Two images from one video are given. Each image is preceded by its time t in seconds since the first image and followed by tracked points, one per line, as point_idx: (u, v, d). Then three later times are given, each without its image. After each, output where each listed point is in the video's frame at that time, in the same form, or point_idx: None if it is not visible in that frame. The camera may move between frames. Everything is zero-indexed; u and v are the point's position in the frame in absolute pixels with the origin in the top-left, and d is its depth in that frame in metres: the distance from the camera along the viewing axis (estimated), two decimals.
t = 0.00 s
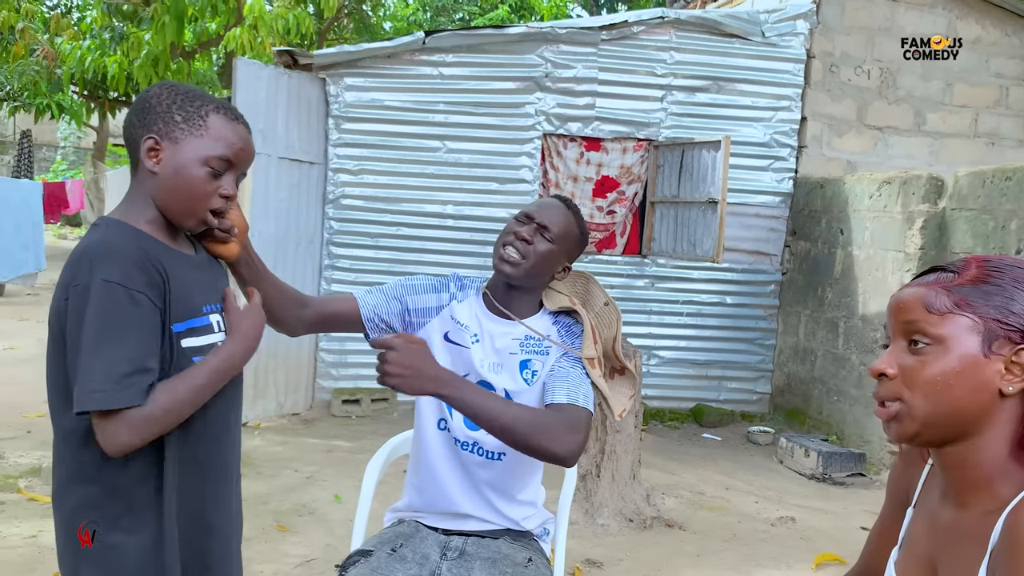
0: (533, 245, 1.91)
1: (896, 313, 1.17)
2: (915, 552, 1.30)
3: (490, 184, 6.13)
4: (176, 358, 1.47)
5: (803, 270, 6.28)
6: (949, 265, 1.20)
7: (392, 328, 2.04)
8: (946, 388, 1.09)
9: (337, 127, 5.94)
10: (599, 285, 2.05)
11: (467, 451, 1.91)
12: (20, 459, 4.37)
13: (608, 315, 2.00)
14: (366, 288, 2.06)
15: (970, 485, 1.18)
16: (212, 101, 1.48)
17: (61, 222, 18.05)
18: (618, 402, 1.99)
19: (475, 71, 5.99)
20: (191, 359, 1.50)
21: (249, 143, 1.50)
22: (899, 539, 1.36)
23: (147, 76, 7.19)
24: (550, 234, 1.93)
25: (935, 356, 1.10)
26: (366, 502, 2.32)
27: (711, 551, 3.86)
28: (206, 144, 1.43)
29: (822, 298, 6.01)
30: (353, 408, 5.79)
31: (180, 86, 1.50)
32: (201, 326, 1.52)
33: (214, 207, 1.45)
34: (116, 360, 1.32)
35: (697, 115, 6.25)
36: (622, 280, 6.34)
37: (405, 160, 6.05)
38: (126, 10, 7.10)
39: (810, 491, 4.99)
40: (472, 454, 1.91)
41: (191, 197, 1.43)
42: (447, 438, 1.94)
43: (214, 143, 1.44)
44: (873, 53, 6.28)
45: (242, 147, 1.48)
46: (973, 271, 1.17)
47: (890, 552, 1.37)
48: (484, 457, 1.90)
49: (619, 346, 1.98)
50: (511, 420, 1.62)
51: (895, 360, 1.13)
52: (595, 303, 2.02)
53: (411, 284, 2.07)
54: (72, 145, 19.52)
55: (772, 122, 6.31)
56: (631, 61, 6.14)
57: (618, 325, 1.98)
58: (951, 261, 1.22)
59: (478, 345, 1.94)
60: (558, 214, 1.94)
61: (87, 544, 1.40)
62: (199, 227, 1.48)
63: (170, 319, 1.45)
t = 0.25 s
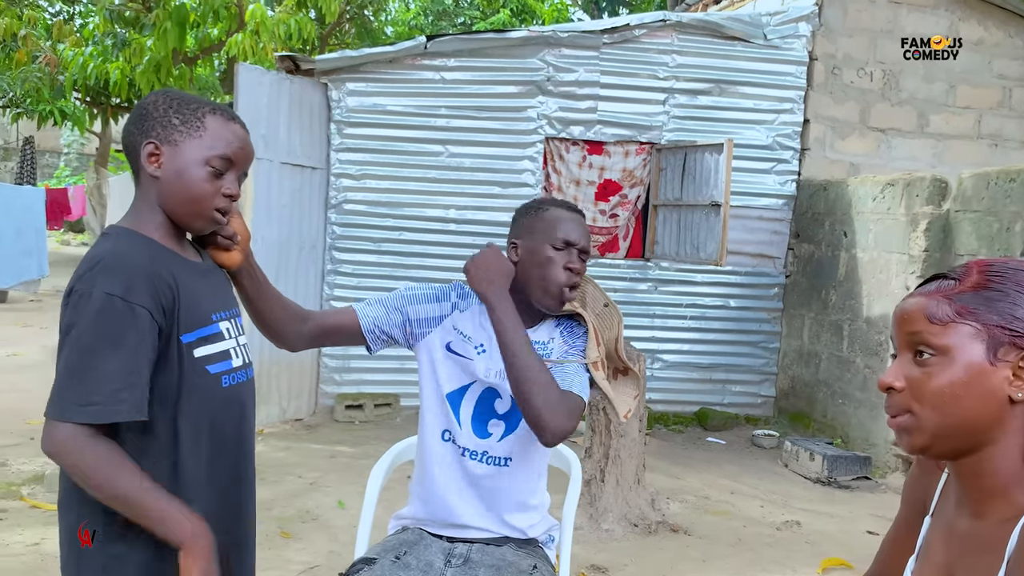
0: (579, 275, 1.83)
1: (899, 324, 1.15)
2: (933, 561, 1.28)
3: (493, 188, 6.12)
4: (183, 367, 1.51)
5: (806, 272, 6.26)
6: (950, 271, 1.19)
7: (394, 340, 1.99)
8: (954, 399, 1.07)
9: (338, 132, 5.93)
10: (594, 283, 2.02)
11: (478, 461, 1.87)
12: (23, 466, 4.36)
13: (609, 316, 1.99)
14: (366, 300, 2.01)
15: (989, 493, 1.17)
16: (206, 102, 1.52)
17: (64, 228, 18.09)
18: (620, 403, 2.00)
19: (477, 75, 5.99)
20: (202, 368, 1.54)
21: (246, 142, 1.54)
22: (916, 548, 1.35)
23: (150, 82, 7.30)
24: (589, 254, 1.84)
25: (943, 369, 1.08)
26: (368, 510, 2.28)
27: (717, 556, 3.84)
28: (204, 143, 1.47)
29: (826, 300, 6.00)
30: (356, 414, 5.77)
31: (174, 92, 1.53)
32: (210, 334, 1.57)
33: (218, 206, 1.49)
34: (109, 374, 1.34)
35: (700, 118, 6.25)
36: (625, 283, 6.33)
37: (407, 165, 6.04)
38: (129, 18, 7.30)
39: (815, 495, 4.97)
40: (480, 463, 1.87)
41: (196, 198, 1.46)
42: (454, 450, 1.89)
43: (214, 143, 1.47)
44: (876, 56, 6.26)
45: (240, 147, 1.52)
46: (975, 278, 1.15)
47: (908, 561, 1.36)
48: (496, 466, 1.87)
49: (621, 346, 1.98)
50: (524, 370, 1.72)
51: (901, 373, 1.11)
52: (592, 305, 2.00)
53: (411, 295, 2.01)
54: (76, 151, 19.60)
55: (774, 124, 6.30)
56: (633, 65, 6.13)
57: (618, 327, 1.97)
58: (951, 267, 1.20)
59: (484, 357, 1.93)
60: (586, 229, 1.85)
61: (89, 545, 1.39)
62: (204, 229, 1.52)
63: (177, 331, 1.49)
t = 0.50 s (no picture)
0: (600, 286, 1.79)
1: (912, 336, 1.12)
2: None
3: (497, 193, 6.09)
4: (190, 379, 1.49)
5: (814, 276, 6.21)
6: (962, 280, 1.16)
7: (408, 349, 1.94)
8: (971, 414, 1.04)
9: (342, 138, 5.93)
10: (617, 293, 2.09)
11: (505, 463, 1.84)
12: (27, 476, 4.34)
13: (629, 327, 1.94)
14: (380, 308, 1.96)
15: (1008, 508, 1.14)
16: (201, 110, 1.51)
17: (70, 235, 18.13)
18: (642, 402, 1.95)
19: (480, 80, 5.97)
20: (209, 379, 1.53)
21: (242, 150, 1.52)
22: (932, 563, 1.31)
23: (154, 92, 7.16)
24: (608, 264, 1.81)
25: (956, 381, 1.05)
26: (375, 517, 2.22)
27: (726, 564, 3.79)
28: (198, 151, 1.45)
29: (834, 304, 5.95)
30: (361, 420, 5.77)
31: (170, 100, 1.52)
32: (215, 344, 1.55)
33: (212, 215, 1.46)
34: (118, 391, 1.34)
35: (705, 121, 6.22)
36: (631, 288, 6.29)
37: (411, 171, 6.02)
38: (134, 26, 7.44)
39: (825, 501, 4.92)
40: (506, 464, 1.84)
41: (189, 206, 1.44)
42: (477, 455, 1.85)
43: (207, 152, 1.46)
44: (882, 57, 6.22)
45: (234, 155, 1.50)
46: (986, 286, 1.13)
47: None
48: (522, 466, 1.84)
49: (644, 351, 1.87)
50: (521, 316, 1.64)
51: (915, 388, 1.08)
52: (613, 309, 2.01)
53: (426, 301, 1.96)
54: (82, 159, 19.66)
55: (780, 127, 6.27)
56: (637, 68, 6.11)
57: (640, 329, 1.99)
58: (962, 275, 1.17)
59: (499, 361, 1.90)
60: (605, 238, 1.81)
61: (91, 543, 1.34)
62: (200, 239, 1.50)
63: (181, 342, 1.47)
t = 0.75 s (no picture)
0: (560, 277, 1.75)
1: (931, 348, 1.10)
2: None
3: (505, 197, 6.05)
4: (182, 389, 1.45)
5: (826, 279, 6.14)
6: (983, 289, 1.13)
7: (403, 358, 1.89)
8: (995, 430, 1.01)
9: (349, 142, 5.91)
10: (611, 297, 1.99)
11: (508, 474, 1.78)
12: (34, 484, 4.32)
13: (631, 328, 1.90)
14: (373, 317, 1.92)
15: None
16: (192, 110, 1.47)
17: (82, 242, 18.22)
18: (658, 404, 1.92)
19: (487, 83, 5.93)
20: (202, 390, 1.48)
21: (234, 152, 1.49)
22: None
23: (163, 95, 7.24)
24: (576, 261, 1.76)
25: (981, 399, 1.02)
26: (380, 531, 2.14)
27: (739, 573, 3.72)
28: (189, 153, 1.41)
29: (847, 306, 5.87)
30: (370, 427, 5.70)
31: (158, 101, 1.48)
32: (208, 353, 1.50)
33: (204, 219, 1.42)
34: (104, 403, 1.30)
35: (715, 123, 6.16)
36: (641, 292, 6.23)
37: (418, 175, 5.99)
38: (142, 32, 7.43)
39: (839, 507, 4.84)
40: (509, 474, 1.78)
41: (180, 210, 1.40)
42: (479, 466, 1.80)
43: (198, 154, 1.42)
44: (893, 57, 6.15)
45: (225, 156, 1.46)
46: (1009, 295, 1.10)
47: None
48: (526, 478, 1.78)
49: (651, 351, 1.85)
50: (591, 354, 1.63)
51: (936, 402, 1.06)
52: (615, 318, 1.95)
53: (420, 310, 1.91)
54: (93, 167, 19.77)
55: (791, 129, 6.20)
56: (646, 70, 6.06)
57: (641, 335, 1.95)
58: (981, 281, 1.14)
59: (501, 370, 1.83)
60: (581, 238, 1.77)
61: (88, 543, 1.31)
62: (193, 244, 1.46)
63: (171, 351, 1.43)
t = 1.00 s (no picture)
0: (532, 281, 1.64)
1: (968, 358, 1.04)
2: None
3: (518, 201, 6.00)
4: (176, 398, 1.41)
5: (844, 282, 6.04)
6: None
7: (409, 369, 1.87)
8: None
9: (360, 147, 5.87)
10: (618, 306, 1.87)
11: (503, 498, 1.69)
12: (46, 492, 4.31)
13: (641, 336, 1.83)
14: (377, 326, 1.89)
15: None
16: (176, 110, 1.43)
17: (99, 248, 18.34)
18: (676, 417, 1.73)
19: (499, 86, 5.88)
20: (196, 399, 1.44)
21: (222, 151, 1.45)
22: None
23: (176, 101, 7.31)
24: (545, 263, 1.65)
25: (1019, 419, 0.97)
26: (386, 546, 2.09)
27: None
28: (175, 153, 1.37)
29: (866, 310, 5.77)
30: (382, 433, 5.67)
31: (141, 102, 1.44)
32: (203, 360, 1.47)
33: (192, 222, 1.38)
34: (99, 416, 1.26)
35: (730, 124, 6.08)
36: (656, 295, 6.15)
37: (430, 179, 5.94)
38: (155, 38, 7.43)
39: (859, 516, 4.74)
40: (508, 500, 1.70)
41: (166, 214, 1.36)
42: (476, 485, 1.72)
43: (183, 155, 1.38)
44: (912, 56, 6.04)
45: (212, 156, 1.42)
46: None
47: None
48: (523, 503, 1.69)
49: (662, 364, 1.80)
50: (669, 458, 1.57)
51: (972, 417, 1.01)
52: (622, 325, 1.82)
53: (425, 319, 1.86)
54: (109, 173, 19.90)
55: (807, 130, 6.12)
56: (660, 71, 5.99)
57: (652, 341, 1.80)
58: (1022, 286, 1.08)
59: (507, 385, 1.73)
60: (553, 241, 1.66)
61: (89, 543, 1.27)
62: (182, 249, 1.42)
63: (165, 358, 1.39)
